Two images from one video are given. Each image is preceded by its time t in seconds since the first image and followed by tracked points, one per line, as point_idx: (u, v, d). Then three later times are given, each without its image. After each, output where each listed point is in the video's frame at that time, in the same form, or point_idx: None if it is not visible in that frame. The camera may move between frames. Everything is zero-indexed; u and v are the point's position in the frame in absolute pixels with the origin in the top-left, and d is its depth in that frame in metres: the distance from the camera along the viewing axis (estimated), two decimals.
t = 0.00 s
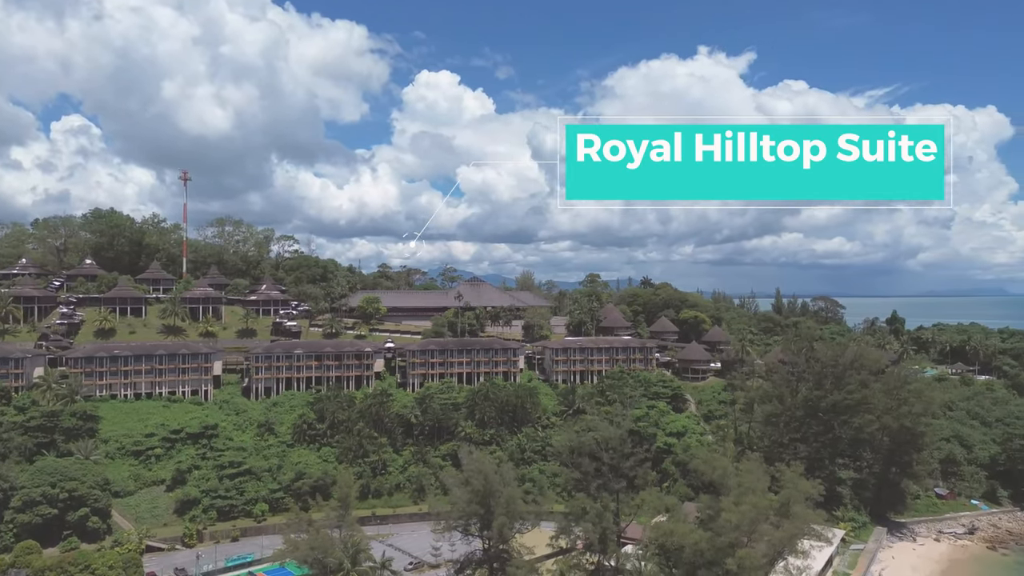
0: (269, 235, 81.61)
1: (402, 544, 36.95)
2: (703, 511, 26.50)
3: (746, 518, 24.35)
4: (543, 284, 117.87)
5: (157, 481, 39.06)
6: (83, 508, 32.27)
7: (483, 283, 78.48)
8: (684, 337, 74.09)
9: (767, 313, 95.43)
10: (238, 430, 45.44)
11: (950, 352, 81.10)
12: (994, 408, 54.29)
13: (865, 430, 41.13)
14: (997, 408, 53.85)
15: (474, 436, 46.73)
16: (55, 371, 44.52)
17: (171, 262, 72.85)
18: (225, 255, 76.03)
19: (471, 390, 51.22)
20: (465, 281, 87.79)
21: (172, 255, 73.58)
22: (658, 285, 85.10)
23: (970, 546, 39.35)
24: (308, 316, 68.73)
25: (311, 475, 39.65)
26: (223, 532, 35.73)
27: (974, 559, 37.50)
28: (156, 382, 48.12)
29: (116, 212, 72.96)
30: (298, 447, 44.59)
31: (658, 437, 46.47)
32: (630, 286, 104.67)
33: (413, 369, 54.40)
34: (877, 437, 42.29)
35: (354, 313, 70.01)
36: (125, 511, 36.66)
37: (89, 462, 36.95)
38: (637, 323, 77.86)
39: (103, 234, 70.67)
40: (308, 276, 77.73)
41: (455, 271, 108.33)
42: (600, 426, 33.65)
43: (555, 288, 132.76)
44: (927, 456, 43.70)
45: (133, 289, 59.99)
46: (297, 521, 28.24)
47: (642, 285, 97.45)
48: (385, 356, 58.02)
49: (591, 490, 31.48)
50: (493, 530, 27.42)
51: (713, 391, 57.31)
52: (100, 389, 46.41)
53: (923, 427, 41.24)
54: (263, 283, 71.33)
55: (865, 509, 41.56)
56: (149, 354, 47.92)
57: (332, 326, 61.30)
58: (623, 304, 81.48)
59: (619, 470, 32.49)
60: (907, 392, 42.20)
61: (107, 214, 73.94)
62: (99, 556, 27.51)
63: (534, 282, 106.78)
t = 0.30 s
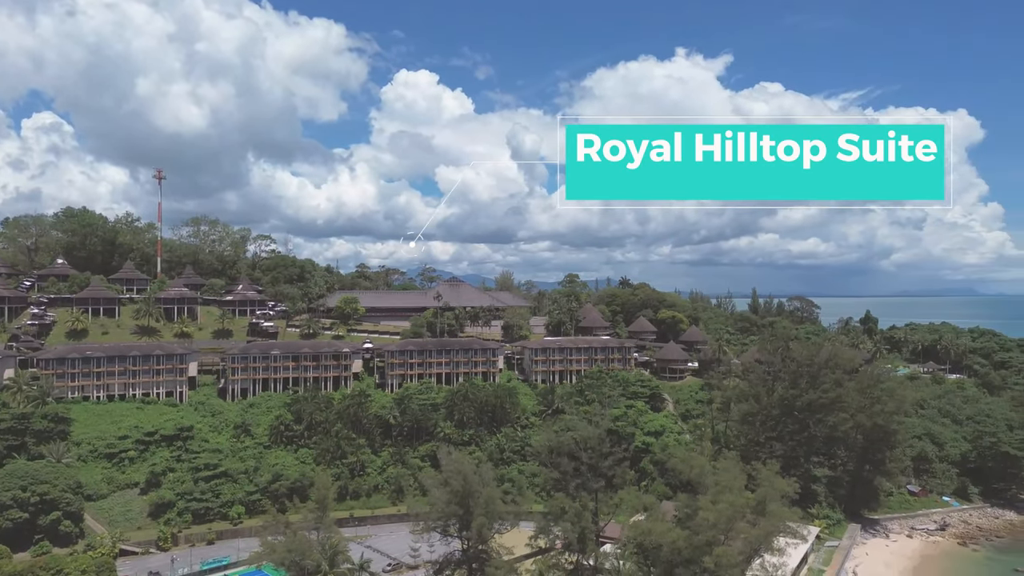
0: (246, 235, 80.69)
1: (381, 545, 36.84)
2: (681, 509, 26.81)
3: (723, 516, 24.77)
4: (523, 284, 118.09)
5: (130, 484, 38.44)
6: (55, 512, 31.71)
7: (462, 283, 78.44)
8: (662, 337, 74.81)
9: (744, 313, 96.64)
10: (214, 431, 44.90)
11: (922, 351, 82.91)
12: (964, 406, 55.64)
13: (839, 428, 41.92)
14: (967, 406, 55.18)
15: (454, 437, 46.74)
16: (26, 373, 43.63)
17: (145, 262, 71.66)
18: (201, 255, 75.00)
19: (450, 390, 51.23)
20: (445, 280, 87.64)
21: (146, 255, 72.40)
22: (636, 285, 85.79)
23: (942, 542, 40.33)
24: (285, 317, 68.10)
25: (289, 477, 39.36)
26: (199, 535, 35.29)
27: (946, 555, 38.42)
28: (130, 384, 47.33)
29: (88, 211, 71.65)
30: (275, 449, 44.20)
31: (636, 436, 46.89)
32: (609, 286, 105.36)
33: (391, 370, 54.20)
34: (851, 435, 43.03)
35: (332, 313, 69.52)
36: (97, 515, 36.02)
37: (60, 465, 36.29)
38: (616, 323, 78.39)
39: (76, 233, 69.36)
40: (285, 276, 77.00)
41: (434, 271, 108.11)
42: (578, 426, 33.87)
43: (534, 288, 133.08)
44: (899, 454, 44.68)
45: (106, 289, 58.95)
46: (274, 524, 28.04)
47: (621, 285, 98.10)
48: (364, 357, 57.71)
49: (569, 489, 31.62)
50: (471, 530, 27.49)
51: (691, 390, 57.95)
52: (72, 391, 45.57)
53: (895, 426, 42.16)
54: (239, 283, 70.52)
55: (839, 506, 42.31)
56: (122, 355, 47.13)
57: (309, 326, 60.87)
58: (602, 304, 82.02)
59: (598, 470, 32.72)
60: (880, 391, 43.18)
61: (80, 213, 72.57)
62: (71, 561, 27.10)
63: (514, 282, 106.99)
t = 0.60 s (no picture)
0: (222, 234, 79.68)
1: (358, 547, 36.69)
2: (658, 508, 26.89)
3: (700, 514, 25.19)
4: (502, 284, 118.24)
5: (103, 486, 37.81)
6: (26, 516, 31.11)
7: (441, 283, 78.33)
8: (639, 337, 75.43)
9: (721, 313, 97.79)
10: (189, 433, 44.32)
11: (894, 350, 84.64)
12: (935, 404, 56.95)
13: (814, 426, 42.64)
14: (938, 404, 56.47)
15: (432, 437, 46.67)
16: None
17: (118, 262, 70.42)
18: (175, 254, 73.92)
19: (429, 390, 51.19)
20: (423, 280, 87.39)
21: (119, 254, 71.11)
22: (614, 285, 86.37)
23: (914, 538, 41.31)
24: (261, 317, 67.33)
25: (265, 478, 38.99)
26: (173, 538, 34.81)
27: (917, 550, 39.35)
28: (102, 386, 46.51)
29: (59, 210, 70.31)
30: (251, 450, 43.78)
31: (615, 436, 47.27)
32: (588, 286, 105.94)
33: (370, 370, 53.92)
34: (826, 433, 43.80)
35: (309, 313, 68.92)
36: (69, 518, 35.39)
37: (31, 468, 35.62)
38: (594, 323, 78.85)
39: (47, 233, 68.00)
40: (262, 276, 76.19)
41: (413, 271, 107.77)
42: (557, 426, 34.07)
43: (513, 288, 133.33)
44: (872, 452, 45.66)
45: (78, 289, 57.83)
46: (250, 526, 27.82)
47: (600, 285, 98.68)
48: (341, 358, 57.35)
49: (548, 489, 31.76)
50: (450, 530, 27.54)
51: (668, 389, 58.53)
52: (43, 393, 44.70)
53: (868, 423, 43.14)
54: (215, 283, 69.63)
55: (814, 503, 43.09)
56: (95, 356, 46.30)
57: (286, 327, 60.38)
58: (581, 304, 82.45)
59: (576, 469, 32.92)
60: (854, 389, 44.27)
61: (51, 212, 71.17)
62: (42, 565, 26.74)
63: (493, 282, 107.06)
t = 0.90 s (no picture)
0: (196, 233, 78.56)
1: (335, 548, 36.50)
2: (635, 507, 27.20)
3: (676, 512, 25.47)
4: (480, 284, 118.29)
5: (73, 490, 37.13)
6: None
7: (418, 283, 78.20)
8: (617, 336, 76.03)
9: (697, 312, 98.89)
10: (162, 435, 43.68)
11: (866, 350, 86.47)
12: (905, 403, 58.33)
13: (788, 425, 43.94)
14: (908, 402, 57.73)
15: (409, 438, 46.58)
16: None
17: (89, 262, 69.07)
18: (148, 254, 72.72)
19: (406, 391, 51.12)
20: (401, 280, 87.10)
21: (90, 253, 69.53)
22: (592, 285, 86.99)
23: (885, 534, 42.26)
24: (236, 317, 66.33)
25: (240, 480, 38.61)
26: (146, 542, 34.30)
27: (888, 546, 40.30)
28: (73, 387, 45.61)
29: (28, 208, 68.74)
30: (225, 452, 43.28)
31: (592, 435, 47.63)
32: (566, 286, 106.49)
33: (346, 371, 53.60)
34: (799, 431, 44.87)
35: (285, 313, 68.29)
36: (38, 522, 34.73)
37: None
38: (572, 323, 79.27)
39: (14, 231, 66.44)
40: (237, 276, 75.26)
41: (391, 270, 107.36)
42: (534, 426, 34.24)
43: (491, 288, 133.46)
44: (845, 450, 46.62)
45: (47, 289, 56.65)
46: (224, 529, 27.58)
47: (578, 285, 99.21)
48: (318, 358, 56.93)
49: (526, 488, 31.91)
50: (428, 531, 27.57)
51: (645, 389, 59.15)
52: (11, 395, 43.73)
53: (840, 422, 44.13)
54: (189, 283, 68.64)
55: (788, 501, 44.01)
56: (64, 357, 45.40)
57: (262, 327, 59.82)
58: (559, 304, 82.91)
59: (554, 468, 33.11)
60: (827, 388, 45.13)
61: (19, 210, 69.55)
62: (10, 570, 26.30)
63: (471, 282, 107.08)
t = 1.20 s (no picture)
0: (166, 232, 77.19)
1: (307, 551, 36.25)
2: (610, 506, 27.27)
3: (651, 511, 25.88)
4: (455, 284, 118.16)
5: (39, 493, 36.37)
6: None
7: (394, 283, 77.94)
8: (592, 336, 76.59)
9: (671, 312, 99.99)
10: (131, 437, 42.97)
11: (836, 349, 88.50)
12: (874, 402, 59.93)
13: (760, 423, 44.71)
14: (876, 401, 59.77)
15: (384, 438, 46.42)
16: None
17: (55, 261, 67.49)
18: (116, 254, 71.27)
19: (381, 391, 50.95)
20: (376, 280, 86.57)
21: (56, 253, 67.79)
22: (567, 285, 87.52)
23: (854, 530, 43.24)
24: (207, 318, 65.29)
25: (212, 483, 38.17)
26: (114, 546, 33.73)
27: (857, 542, 41.27)
28: (39, 389, 44.59)
29: None
30: (196, 454, 42.73)
31: (568, 434, 48.01)
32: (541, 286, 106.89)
33: (320, 372, 53.21)
34: (771, 430, 45.66)
35: (258, 314, 67.49)
36: (2, 527, 33.99)
37: None
38: (547, 323, 79.66)
39: None
40: (208, 275, 74.11)
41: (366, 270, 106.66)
42: (510, 426, 34.42)
43: (467, 288, 133.37)
44: (815, 448, 47.55)
45: (12, 289, 55.25)
46: (195, 532, 27.32)
47: (553, 285, 99.72)
48: (291, 359, 56.39)
49: (501, 488, 32.00)
50: (403, 532, 27.58)
51: (620, 388, 59.77)
52: None
53: (812, 420, 45.08)
54: (159, 283, 67.49)
55: (760, 498, 44.80)
56: (30, 358, 44.37)
57: (234, 328, 59.12)
58: (534, 304, 83.28)
59: (529, 468, 33.30)
60: (798, 386, 46.38)
61: None
62: None
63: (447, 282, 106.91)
